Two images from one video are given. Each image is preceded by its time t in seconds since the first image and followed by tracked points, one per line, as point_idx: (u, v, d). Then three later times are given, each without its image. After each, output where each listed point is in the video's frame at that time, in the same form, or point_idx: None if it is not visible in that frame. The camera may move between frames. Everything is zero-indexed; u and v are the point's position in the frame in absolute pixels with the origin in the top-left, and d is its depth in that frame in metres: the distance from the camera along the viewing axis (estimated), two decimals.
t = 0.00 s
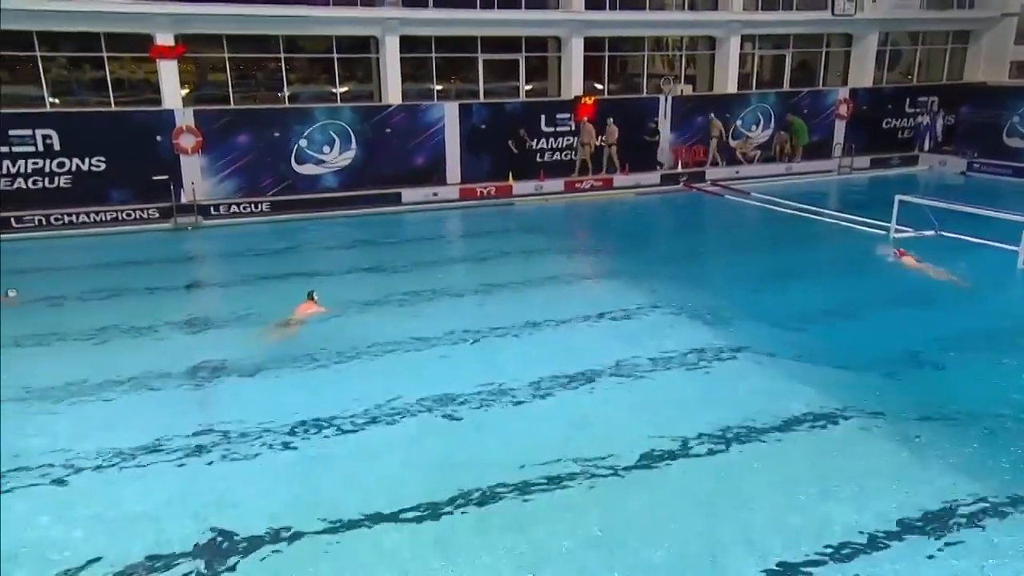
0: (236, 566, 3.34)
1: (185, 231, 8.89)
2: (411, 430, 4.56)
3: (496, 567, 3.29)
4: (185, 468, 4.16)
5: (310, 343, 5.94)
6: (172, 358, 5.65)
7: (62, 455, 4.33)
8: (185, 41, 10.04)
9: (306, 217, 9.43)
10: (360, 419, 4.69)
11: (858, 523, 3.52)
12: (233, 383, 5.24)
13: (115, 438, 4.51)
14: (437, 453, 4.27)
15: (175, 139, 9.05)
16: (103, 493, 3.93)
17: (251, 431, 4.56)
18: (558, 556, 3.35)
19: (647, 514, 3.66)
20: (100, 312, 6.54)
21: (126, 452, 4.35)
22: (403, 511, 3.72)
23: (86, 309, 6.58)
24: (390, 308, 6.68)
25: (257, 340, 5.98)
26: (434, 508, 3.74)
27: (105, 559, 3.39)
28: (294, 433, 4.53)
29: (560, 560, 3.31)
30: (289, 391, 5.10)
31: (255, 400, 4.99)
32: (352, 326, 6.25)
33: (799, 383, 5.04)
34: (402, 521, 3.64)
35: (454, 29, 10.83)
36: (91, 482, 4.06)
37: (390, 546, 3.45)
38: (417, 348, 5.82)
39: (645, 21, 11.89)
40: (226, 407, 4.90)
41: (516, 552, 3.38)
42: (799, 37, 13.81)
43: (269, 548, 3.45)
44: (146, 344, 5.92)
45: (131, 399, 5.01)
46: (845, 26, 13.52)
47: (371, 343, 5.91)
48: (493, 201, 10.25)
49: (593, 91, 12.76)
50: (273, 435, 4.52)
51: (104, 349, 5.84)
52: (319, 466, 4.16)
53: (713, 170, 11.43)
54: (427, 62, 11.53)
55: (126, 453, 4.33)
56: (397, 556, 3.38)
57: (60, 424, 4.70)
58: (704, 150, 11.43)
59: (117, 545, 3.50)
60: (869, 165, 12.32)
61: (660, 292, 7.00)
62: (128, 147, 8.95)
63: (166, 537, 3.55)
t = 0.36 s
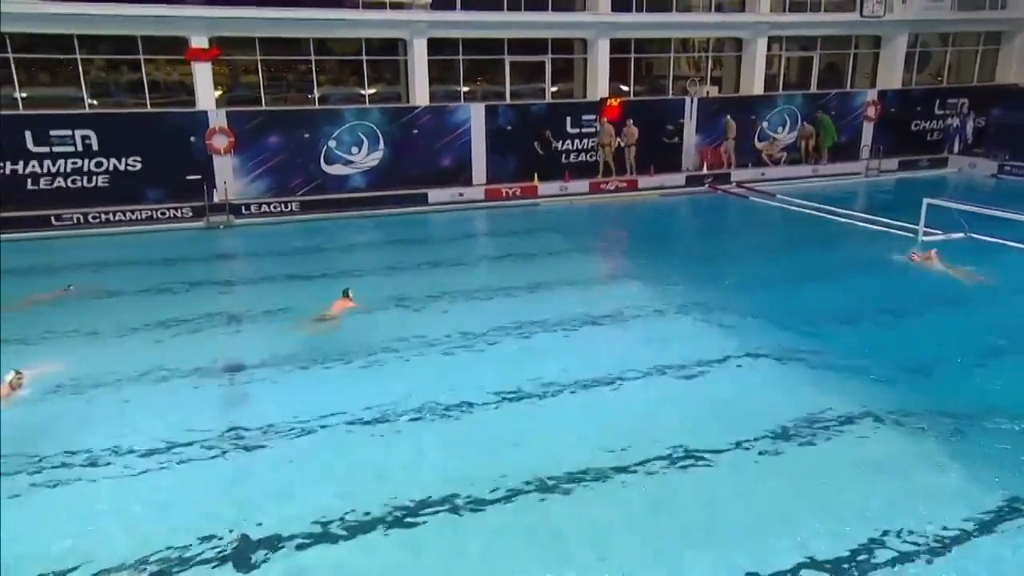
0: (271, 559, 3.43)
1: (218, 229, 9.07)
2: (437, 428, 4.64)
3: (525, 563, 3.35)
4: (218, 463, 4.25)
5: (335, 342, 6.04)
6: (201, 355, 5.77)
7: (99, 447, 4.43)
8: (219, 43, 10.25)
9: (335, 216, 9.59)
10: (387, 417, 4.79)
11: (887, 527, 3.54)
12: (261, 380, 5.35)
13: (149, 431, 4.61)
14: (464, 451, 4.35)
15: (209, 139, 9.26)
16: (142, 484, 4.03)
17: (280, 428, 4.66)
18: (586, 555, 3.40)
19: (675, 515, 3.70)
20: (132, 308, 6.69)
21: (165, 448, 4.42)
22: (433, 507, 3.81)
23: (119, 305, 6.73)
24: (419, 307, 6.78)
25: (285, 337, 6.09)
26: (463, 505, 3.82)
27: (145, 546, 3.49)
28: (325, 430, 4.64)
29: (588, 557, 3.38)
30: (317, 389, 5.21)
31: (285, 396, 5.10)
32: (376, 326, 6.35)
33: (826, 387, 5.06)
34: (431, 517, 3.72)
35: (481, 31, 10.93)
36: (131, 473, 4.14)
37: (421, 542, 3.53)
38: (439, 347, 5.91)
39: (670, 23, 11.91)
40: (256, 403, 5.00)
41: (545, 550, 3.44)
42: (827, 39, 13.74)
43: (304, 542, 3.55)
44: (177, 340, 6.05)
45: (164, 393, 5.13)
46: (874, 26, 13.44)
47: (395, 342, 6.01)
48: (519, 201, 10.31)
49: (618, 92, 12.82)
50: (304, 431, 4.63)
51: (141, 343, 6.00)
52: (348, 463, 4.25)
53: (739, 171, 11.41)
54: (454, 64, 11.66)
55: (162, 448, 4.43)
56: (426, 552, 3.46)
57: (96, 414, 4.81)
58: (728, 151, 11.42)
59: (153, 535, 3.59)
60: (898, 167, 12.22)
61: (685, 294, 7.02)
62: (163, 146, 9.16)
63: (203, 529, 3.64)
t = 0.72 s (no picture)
0: (296, 554, 3.50)
1: (247, 228, 9.25)
2: (461, 427, 4.71)
3: (548, 564, 3.40)
4: (248, 458, 4.36)
5: (357, 340, 6.14)
6: (227, 352, 5.90)
7: (130, 442, 4.56)
8: (249, 46, 10.49)
9: (360, 216, 9.73)
10: (411, 416, 4.87)
11: (910, 532, 3.55)
12: (288, 377, 5.47)
13: (182, 426, 4.73)
14: (486, 451, 4.41)
15: (238, 140, 9.44)
16: (177, 478, 4.15)
17: (305, 425, 4.75)
18: (609, 558, 3.44)
19: (697, 517, 3.73)
20: (161, 305, 6.85)
21: (197, 443, 4.54)
22: (458, 507, 3.87)
23: (149, 302, 6.90)
24: (444, 306, 6.87)
25: (309, 336, 6.21)
26: (486, 506, 3.87)
27: (176, 540, 3.60)
28: (351, 428, 4.72)
29: (611, 558, 3.43)
30: (341, 387, 5.31)
31: (312, 394, 5.21)
32: (398, 325, 6.46)
33: (850, 390, 5.06)
34: (455, 517, 3.79)
35: (506, 34, 11.03)
36: (165, 467, 4.26)
37: (445, 541, 3.59)
38: (460, 346, 5.99)
39: (694, 25, 11.92)
40: (284, 400, 5.11)
41: (567, 554, 3.48)
42: (852, 40, 13.77)
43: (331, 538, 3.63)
44: (205, 337, 6.20)
45: (192, 390, 5.26)
46: (901, 28, 13.34)
47: (418, 341, 6.10)
48: (542, 202, 10.40)
49: (641, 93, 12.89)
50: (328, 429, 4.73)
51: (172, 340, 6.15)
52: (373, 461, 4.33)
53: (762, 173, 11.39)
54: (478, 66, 11.80)
55: (195, 442, 4.55)
56: (450, 550, 3.52)
57: (126, 411, 4.95)
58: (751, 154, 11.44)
59: (183, 530, 3.69)
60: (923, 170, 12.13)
61: (708, 296, 7.04)
62: (194, 147, 9.37)
63: (233, 523, 3.75)
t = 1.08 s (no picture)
0: (322, 550, 3.58)
1: (272, 228, 9.43)
2: (482, 427, 4.79)
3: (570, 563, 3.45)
4: (276, 456, 4.45)
5: (380, 340, 6.24)
6: (253, 351, 6.02)
7: (160, 438, 4.68)
8: (276, 50, 10.67)
9: (383, 218, 9.88)
10: (433, 415, 4.96)
11: (931, 539, 3.55)
12: (313, 376, 5.58)
13: (213, 423, 4.84)
14: (508, 450, 4.48)
15: (265, 142, 9.61)
16: (202, 474, 4.26)
17: (329, 424, 4.85)
18: (628, 557, 3.49)
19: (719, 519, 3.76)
20: (187, 305, 6.97)
21: (227, 439, 4.64)
22: (481, 505, 3.94)
23: (176, 302, 7.05)
24: (467, 307, 6.94)
25: (332, 336, 6.32)
26: (509, 505, 3.93)
27: (206, 534, 3.69)
28: (375, 427, 4.81)
29: (629, 559, 3.47)
30: (365, 387, 5.41)
31: (337, 393, 5.31)
32: (420, 325, 6.55)
33: (873, 393, 5.07)
34: (478, 515, 3.85)
35: (529, 37, 11.12)
36: (196, 464, 4.36)
37: (469, 539, 3.66)
38: (481, 347, 6.07)
39: (716, 28, 11.94)
40: (309, 398, 5.22)
41: (589, 552, 3.53)
42: (875, 45, 13.83)
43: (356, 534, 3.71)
44: (231, 336, 6.32)
45: (220, 388, 5.38)
46: (927, 32, 13.27)
47: (439, 341, 6.19)
48: (562, 205, 10.52)
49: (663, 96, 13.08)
50: (352, 426, 4.83)
51: (199, 339, 6.27)
52: (397, 458, 4.42)
53: (784, 177, 11.38)
54: (500, 69, 11.98)
55: (224, 439, 4.66)
56: (473, 548, 3.59)
57: (155, 408, 5.06)
58: (774, 158, 11.46)
59: (214, 524, 3.79)
60: (948, 174, 12.04)
61: (729, 298, 7.06)
62: (222, 149, 9.56)
63: (263, 518, 3.84)
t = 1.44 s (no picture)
0: (346, 546, 3.67)
1: (299, 230, 9.59)
2: (504, 427, 4.86)
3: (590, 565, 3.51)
4: (303, 455, 4.54)
5: (407, 340, 6.36)
6: (278, 351, 6.13)
7: (191, 433, 4.79)
8: (304, 55, 10.92)
9: (408, 220, 10.03)
10: (455, 415, 5.04)
11: (955, 546, 3.54)
12: (337, 375, 5.70)
13: (245, 421, 4.95)
14: (529, 451, 4.55)
15: (293, 145, 9.80)
16: (234, 470, 4.37)
17: (351, 424, 4.94)
18: (649, 558, 3.54)
19: (739, 522, 3.80)
20: (217, 305, 7.12)
21: (257, 438, 4.75)
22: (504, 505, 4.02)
23: (204, 301, 7.19)
24: (493, 309, 7.03)
25: (356, 337, 6.41)
26: (532, 506, 3.99)
27: (238, 531, 3.79)
28: (398, 427, 4.89)
29: (651, 561, 3.51)
30: (389, 386, 5.51)
31: (363, 393, 5.41)
32: (443, 326, 6.65)
33: (897, 399, 5.07)
34: (499, 515, 3.93)
35: (553, 41, 11.24)
36: (227, 461, 4.47)
37: (490, 538, 3.73)
38: (500, 349, 6.14)
39: (738, 34, 12.01)
40: (334, 398, 5.32)
41: (609, 555, 3.58)
42: (903, 48, 13.97)
43: (381, 532, 3.79)
44: (258, 336, 6.44)
45: (246, 387, 5.49)
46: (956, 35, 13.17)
47: (462, 342, 6.27)
48: (584, 208, 10.62)
49: (686, 100, 13.51)
50: (373, 425, 4.93)
51: (232, 338, 6.39)
52: (420, 457, 4.51)
53: (808, 181, 11.36)
54: (525, 73, 12.35)
55: (254, 437, 4.77)
56: (495, 547, 3.66)
57: (183, 406, 5.16)
58: (798, 162, 11.37)
59: (245, 518, 3.92)
60: (975, 179, 11.96)
61: (751, 303, 7.07)
62: (252, 153, 9.75)
63: (291, 515, 3.94)
